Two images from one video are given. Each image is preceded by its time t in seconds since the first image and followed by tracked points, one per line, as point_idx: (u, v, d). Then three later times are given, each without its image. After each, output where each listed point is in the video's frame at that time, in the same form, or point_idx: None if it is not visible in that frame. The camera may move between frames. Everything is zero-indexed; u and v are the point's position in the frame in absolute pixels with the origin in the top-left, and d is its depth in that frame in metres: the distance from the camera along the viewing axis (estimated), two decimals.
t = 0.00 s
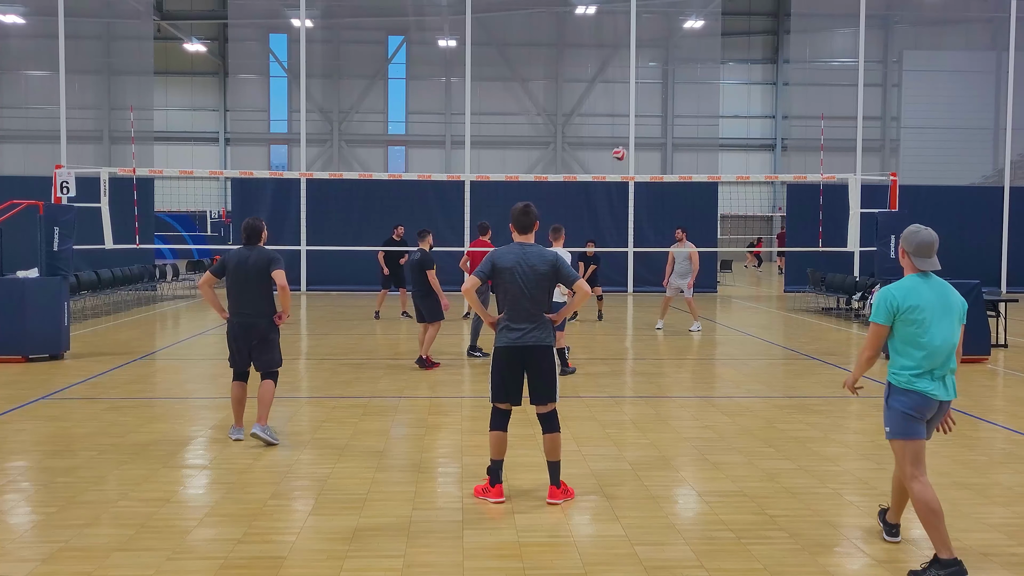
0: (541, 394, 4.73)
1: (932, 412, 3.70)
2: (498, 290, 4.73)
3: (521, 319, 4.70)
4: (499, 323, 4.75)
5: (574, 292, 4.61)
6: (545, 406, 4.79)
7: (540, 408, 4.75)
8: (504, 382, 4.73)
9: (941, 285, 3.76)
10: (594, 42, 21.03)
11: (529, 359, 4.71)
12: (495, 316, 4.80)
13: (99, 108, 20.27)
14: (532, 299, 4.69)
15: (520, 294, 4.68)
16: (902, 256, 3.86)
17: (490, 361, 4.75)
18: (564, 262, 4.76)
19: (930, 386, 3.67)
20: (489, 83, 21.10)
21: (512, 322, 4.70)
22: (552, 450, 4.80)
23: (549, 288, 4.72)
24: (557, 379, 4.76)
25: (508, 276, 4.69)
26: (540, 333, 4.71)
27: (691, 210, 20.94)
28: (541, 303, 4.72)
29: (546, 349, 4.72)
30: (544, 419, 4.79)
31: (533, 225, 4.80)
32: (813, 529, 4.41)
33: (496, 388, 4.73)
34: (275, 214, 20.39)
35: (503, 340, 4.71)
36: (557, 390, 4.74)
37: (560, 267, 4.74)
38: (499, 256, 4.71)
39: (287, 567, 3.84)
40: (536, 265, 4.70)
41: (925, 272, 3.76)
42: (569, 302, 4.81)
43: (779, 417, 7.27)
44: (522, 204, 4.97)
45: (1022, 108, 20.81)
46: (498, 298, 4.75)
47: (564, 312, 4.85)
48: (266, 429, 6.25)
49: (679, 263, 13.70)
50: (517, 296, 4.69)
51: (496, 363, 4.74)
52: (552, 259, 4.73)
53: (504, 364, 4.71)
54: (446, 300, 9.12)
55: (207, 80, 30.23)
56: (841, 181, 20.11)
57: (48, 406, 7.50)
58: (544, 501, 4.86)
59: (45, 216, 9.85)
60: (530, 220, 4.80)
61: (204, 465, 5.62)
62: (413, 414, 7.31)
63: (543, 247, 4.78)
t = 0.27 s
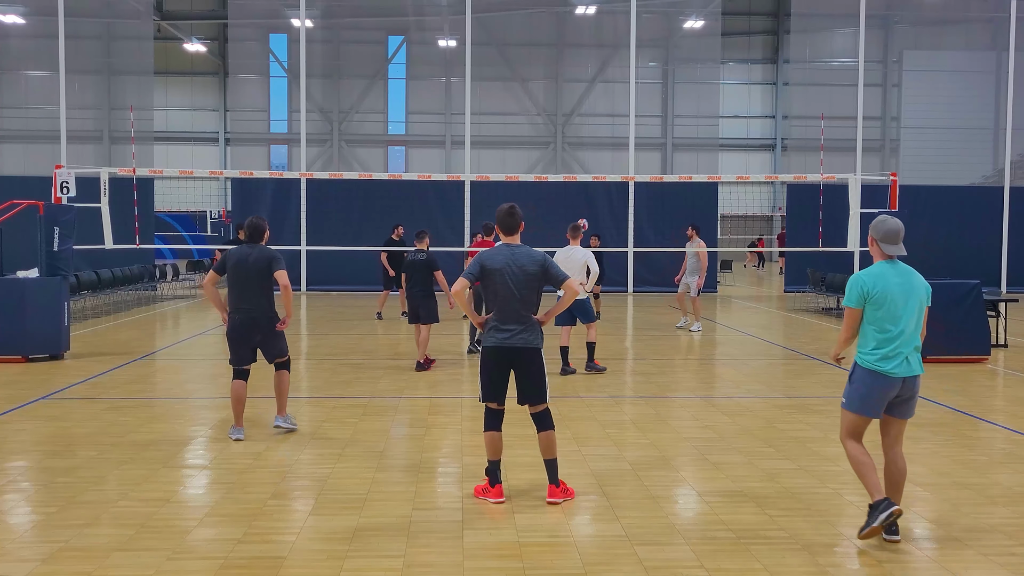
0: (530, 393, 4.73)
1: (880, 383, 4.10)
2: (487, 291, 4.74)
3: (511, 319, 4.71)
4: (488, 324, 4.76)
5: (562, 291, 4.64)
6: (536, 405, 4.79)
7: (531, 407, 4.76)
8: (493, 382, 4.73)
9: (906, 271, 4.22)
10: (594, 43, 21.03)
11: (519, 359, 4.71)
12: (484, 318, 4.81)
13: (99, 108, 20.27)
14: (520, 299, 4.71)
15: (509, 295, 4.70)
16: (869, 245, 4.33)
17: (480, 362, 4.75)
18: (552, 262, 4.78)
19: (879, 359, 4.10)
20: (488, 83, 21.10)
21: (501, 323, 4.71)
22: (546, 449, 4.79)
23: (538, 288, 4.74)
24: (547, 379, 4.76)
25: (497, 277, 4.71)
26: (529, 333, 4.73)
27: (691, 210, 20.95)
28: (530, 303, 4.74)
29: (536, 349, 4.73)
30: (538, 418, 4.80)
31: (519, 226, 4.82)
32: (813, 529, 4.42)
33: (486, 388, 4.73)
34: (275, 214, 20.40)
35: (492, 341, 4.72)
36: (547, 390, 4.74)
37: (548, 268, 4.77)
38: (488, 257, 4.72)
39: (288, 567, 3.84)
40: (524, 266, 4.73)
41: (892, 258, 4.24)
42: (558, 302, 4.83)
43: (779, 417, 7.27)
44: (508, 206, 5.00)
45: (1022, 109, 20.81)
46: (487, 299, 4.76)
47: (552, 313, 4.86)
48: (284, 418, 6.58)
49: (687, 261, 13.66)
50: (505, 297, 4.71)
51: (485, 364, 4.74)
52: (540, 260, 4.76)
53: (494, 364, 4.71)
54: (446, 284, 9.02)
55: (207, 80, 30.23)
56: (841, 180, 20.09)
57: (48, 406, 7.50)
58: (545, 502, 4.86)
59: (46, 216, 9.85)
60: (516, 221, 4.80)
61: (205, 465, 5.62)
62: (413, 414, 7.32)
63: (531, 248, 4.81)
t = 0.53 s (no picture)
0: (519, 392, 4.79)
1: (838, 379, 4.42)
2: (476, 292, 4.76)
3: (500, 319, 4.75)
4: (477, 325, 4.78)
5: (552, 289, 4.69)
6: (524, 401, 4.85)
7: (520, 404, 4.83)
8: (483, 382, 4.75)
9: (870, 279, 4.53)
10: (594, 42, 21.02)
11: (509, 359, 4.76)
12: (472, 318, 4.82)
13: (99, 108, 20.27)
14: (509, 300, 4.74)
15: (498, 295, 4.73)
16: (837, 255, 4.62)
17: (469, 363, 4.77)
18: (540, 262, 4.83)
19: (834, 357, 4.46)
20: (488, 83, 21.11)
21: (491, 322, 4.75)
22: (533, 440, 4.86)
23: (527, 288, 4.79)
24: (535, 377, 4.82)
25: (486, 278, 4.73)
26: (518, 333, 4.77)
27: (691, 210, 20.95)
28: (519, 304, 4.77)
29: (525, 348, 4.78)
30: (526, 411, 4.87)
31: (505, 227, 4.83)
32: (813, 529, 4.41)
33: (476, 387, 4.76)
34: (275, 214, 20.40)
35: (482, 341, 4.75)
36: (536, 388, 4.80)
37: (536, 268, 4.81)
38: (477, 259, 4.74)
39: (288, 567, 3.84)
40: (513, 267, 4.76)
41: (855, 267, 4.54)
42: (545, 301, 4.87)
43: (779, 417, 7.27)
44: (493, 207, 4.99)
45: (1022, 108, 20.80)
46: (475, 300, 4.78)
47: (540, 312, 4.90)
48: (295, 415, 6.82)
49: (699, 261, 13.70)
50: (495, 296, 4.73)
51: (474, 365, 4.77)
52: (528, 260, 4.80)
53: (484, 365, 4.74)
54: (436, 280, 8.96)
55: (207, 80, 30.23)
56: (841, 180, 20.09)
57: (49, 406, 7.50)
58: (544, 501, 4.85)
59: (46, 216, 9.86)
60: (502, 222, 4.81)
61: (205, 465, 5.62)
62: (413, 414, 7.32)
63: (519, 248, 4.84)
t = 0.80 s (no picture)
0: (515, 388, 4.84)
1: (800, 357, 4.76)
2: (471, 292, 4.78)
3: (495, 318, 4.76)
4: (473, 325, 4.80)
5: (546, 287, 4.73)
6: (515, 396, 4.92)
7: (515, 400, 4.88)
8: (480, 382, 4.77)
9: (836, 266, 4.86)
10: (594, 42, 20.99)
11: (505, 357, 4.77)
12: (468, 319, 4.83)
13: (99, 108, 20.27)
14: (504, 299, 4.76)
15: (492, 295, 4.75)
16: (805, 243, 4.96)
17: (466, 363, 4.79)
18: (534, 260, 4.84)
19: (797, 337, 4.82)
20: (488, 83, 21.11)
21: (486, 321, 4.76)
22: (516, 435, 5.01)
23: (521, 286, 4.80)
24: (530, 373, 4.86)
25: (480, 279, 4.75)
26: (513, 330, 4.78)
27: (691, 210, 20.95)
28: (513, 302, 4.79)
29: (521, 345, 4.80)
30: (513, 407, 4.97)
31: (497, 228, 4.84)
32: (813, 529, 4.41)
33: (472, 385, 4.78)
34: (275, 214, 20.39)
35: (478, 341, 4.77)
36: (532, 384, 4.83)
37: (530, 266, 4.82)
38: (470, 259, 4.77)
39: (288, 567, 3.84)
40: (506, 266, 4.77)
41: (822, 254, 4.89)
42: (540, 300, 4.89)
43: (779, 417, 7.26)
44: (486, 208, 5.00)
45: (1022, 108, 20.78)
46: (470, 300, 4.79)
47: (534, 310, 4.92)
48: (296, 415, 6.84)
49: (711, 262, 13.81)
50: (490, 296, 4.76)
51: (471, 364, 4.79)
52: (521, 259, 4.80)
53: (480, 365, 4.76)
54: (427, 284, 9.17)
55: (207, 80, 30.22)
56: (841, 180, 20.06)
57: (49, 406, 7.50)
58: (544, 501, 4.85)
59: (46, 216, 9.86)
60: (494, 223, 4.82)
61: (205, 465, 5.62)
62: (413, 414, 7.32)
63: (512, 247, 4.85)
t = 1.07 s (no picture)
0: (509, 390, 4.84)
1: (776, 358, 5.11)
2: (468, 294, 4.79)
3: (492, 320, 4.76)
4: (469, 326, 4.79)
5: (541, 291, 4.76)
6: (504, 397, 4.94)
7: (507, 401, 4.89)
8: (477, 382, 4.77)
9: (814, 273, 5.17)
10: (593, 43, 20.99)
11: (501, 359, 4.77)
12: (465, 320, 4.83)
13: (99, 108, 20.28)
14: (501, 301, 4.77)
15: (490, 296, 4.76)
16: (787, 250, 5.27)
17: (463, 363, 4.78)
18: (530, 265, 4.87)
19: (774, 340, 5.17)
20: (488, 83, 21.11)
21: (484, 321, 4.76)
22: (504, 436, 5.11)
23: (518, 289, 4.82)
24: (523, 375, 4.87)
25: (477, 280, 4.77)
26: (509, 332, 4.78)
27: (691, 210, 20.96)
28: (509, 304, 4.80)
29: (517, 346, 4.80)
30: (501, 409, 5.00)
31: (496, 233, 4.88)
32: (813, 529, 4.41)
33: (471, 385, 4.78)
34: (275, 214, 20.39)
35: (475, 342, 4.76)
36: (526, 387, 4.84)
37: (526, 271, 4.85)
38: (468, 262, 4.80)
39: (288, 567, 3.84)
40: (503, 269, 4.79)
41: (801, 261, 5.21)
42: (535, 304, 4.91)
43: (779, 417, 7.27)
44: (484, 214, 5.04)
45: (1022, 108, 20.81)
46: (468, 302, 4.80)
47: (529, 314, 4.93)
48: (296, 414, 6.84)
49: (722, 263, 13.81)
50: (487, 298, 4.76)
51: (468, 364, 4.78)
52: (518, 263, 4.83)
53: (476, 365, 4.76)
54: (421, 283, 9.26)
55: (207, 80, 30.22)
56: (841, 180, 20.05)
57: (49, 406, 7.50)
58: (544, 501, 4.86)
59: (45, 216, 9.86)
60: (493, 229, 4.86)
61: (205, 465, 5.62)
62: (413, 414, 7.32)
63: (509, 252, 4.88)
